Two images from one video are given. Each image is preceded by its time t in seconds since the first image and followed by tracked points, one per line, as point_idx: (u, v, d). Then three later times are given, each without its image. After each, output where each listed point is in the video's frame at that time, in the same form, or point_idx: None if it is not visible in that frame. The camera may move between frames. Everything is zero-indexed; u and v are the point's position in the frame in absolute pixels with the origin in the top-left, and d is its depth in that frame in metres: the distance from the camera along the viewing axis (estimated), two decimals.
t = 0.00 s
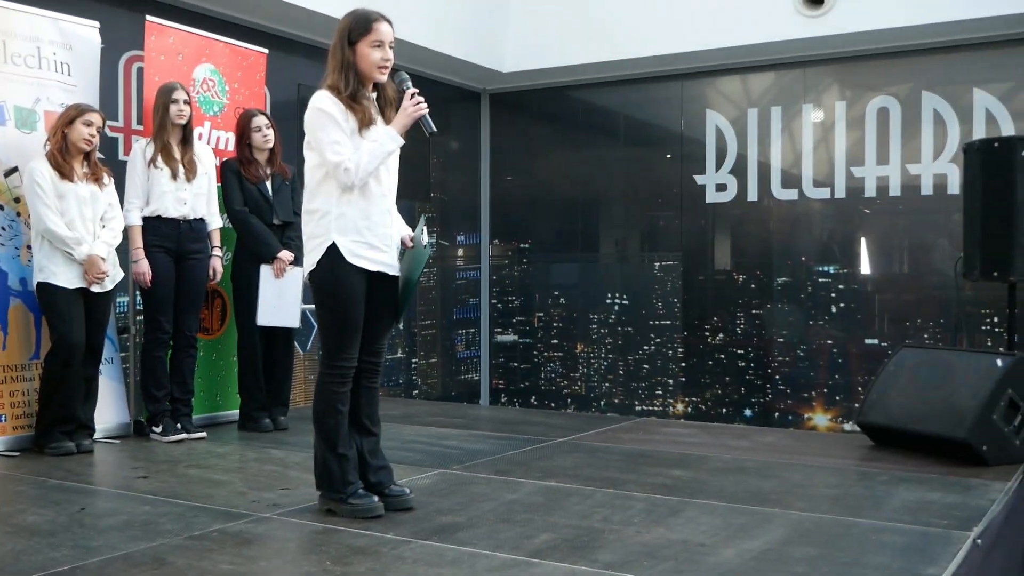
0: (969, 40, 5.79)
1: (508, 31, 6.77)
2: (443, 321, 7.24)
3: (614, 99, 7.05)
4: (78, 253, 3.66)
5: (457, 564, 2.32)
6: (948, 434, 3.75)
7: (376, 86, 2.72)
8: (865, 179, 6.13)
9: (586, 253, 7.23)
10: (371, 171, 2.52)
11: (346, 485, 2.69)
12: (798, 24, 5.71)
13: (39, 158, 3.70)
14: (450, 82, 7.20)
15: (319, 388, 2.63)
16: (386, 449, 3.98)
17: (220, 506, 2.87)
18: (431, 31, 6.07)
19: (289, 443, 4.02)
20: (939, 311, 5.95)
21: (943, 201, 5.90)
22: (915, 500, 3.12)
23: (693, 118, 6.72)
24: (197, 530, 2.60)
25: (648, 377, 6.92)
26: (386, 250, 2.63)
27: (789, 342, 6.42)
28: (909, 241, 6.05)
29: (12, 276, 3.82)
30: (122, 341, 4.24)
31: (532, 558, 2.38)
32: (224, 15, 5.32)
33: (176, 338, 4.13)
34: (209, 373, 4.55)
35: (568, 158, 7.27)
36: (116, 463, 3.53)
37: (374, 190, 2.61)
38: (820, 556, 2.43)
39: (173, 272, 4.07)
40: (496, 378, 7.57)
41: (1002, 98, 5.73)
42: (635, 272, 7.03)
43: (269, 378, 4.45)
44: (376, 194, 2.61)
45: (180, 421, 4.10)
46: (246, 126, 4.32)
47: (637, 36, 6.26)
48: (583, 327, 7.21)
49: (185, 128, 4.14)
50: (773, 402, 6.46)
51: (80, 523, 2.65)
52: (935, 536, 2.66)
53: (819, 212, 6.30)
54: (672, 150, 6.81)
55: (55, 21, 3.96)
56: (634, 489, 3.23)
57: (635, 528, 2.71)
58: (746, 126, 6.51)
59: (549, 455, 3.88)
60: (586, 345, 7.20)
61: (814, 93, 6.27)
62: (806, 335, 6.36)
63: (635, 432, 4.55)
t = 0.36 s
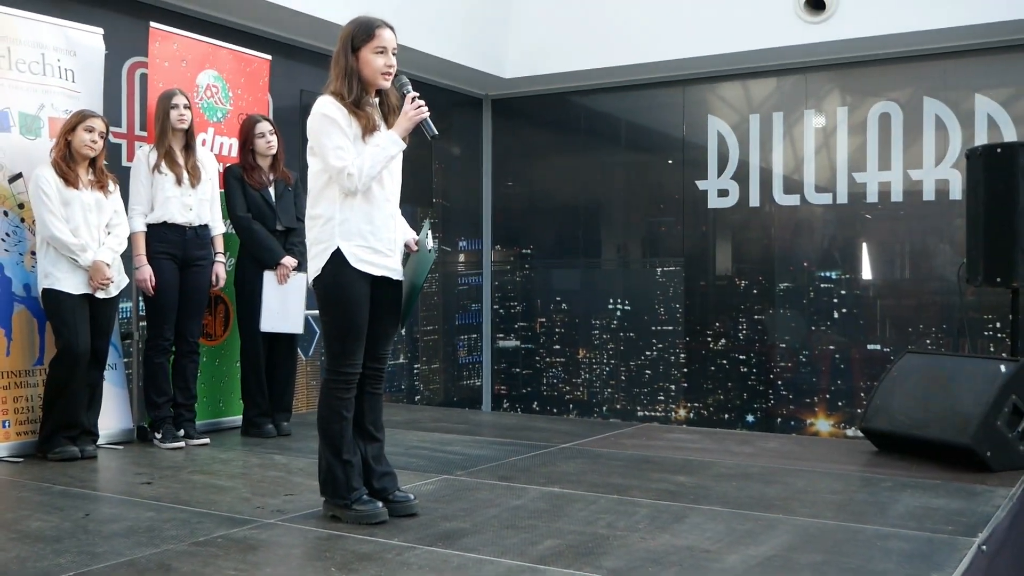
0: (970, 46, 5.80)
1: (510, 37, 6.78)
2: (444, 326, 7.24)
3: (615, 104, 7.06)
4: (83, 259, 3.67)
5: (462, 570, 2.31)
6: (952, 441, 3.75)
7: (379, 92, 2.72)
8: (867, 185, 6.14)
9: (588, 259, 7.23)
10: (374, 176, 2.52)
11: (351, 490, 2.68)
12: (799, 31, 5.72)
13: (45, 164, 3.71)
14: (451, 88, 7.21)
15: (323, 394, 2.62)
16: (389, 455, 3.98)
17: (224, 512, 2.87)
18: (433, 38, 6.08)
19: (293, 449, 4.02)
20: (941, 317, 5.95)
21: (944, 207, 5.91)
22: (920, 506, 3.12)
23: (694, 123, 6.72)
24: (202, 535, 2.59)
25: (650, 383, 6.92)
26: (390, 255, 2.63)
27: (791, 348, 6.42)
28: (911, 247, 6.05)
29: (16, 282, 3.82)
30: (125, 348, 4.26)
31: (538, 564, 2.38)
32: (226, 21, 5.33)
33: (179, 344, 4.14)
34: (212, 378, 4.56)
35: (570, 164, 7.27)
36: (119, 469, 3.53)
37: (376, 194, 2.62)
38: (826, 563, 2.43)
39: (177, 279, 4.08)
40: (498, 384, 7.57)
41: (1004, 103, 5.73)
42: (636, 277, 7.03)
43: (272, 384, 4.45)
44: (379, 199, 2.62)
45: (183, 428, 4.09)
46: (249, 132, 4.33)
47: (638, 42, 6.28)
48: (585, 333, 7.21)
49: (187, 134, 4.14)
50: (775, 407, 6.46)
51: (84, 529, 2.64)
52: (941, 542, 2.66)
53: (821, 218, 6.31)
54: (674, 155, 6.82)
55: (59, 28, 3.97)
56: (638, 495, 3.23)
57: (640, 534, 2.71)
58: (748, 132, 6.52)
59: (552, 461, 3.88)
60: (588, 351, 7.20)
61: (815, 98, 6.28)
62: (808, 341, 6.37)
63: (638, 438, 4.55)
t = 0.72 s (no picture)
0: (972, 57, 5.81)
1: (512, 48, 6.80)
2: (447, 337, 7.24)
3: (617, 116, 7.07)
4: (90, 271, 3.68)
5: None
6: (957, 452, 3.74)
7: (385, 104, 2.73)
8: (869, 196, 6.14)
9: (591, 270, 7.23)
10: (380, 186, 2.52)
11: (355, 503, 2.67)
12: (801, 42, 5.74)
13: (52, 177, 3.72)
14: (454, 100, 7.23)
15: (328, 406, 2.62)
16: (393, 467, 3.97)
17: (228, 524, 2.86)
18: (435, 49, 6.10)
19: (296, 460, 4.02)
20: (945, 327, 5.95)
21: (947, 217, 5.91)
22: (926, 518, 3.11)
23: (697, 134, 6.74)
24: (206, 548, 2.59)
25: (653, 394, 6.91)
26: (394, 266, 2.63)
27: (795, 359, 6.42)
28: (913, 258, 6.05)
29: (21, 294, 3.83)
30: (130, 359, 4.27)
31: None
32: (231, 34, 5.35)
33: (182, 355, 4.14)
34: (215, 390, 4.56)
35: (572, 175, 7.28)
36: (123, 480, 3.52)
37: (381, 205, 2.63)
38: None
39: (182, 291, 4.09)
40: (501, 395, 7.56)
41: (1006, 114, 5.74)
42: (639, 288, 7.03)
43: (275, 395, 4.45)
44: (384, 210, 2.63)
45: (186, 439, 4.08)
46: (254, 143, 4.34)
47: (641, 54, 6.30)
48: (588, 344, 7.21)
49: (192, 145, 4.16)
50: (779, 418, 6.45)
51: (88, 541, 2.64)
52: (948, 555, 2.65)
53: (823, 229, 6.31)
54: (676, 166, 6.83)
55: (65, 40, 3.98)
56: (643, 507, 3.22)
57: (645, 546, 2.70)
58: (750, 143, 6.53)
59: (556, 472, 3.87)
60: (591, 362, 7.19)
61: (817, 109, 6.29)
62: (811, 352, 6.36)
63: (642, 449, 4.54)
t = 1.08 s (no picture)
0: (974, 68, 5.82)
1: (515, 60, 6.83)
2: (450, 348, 7.24)
3: (619, 127, 7.09)
4: (96, 282, 3.69)
5: None
6: (962, 463, 3.74)
7: (391, 116, 2.74)
8: (872, 207, 6.15)
9: (593, 281, 7.24)
10: (385, 198, 2.53)
11: (359, 513, 2.67)
12: (804, 53, 5.75)
13: (58, 187, 3.74)
14: (456, 111, 7.25)
15: (332, 416, 2.62)
16: (397, 478, 3.97)
17: (232, 535, 2.86)
18: (438, 61, 6.12)
19: (299, 471, 4.01)
20: (948, 339, 5.94)
21: (950, 228, 5.91)
22: (931, 530, 3.10)
23: (700, 145, 6.75)
24: (210, 559, 2.58)
25: (656, 405, 6.91)
26: (398, 278, 2.64)
27: (798, 370, 6.41)
28: (916, 269, 6.05)
29: (25, 305, 3.83)
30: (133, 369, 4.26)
31: None
32: (234, 45, 5.38)
33: (186, 366, 4.15)
34: (219, 401, 4.55)
35: (575, 186, 7.30)
36: (126, 491, 3.52)
37: (386, 217, 2.63)
38: None
39: (186, 302, 4.09)
40: (503, 406, 7.55)
41: (1009, 124, 5.75)
42: (641, 299, 7.03)
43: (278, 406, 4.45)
44: (389, 222, 2.63)
45: (189, 450, 4.10)
46: (259, 155, 4.35)
47: (643, 65, 6.32)
48: (591, 355, 7.20)
49: (196, 156, 4.17)
50: (782, 430, 6.44)
51: (92, 552, 2.64)
52: (953, 566, 2.64)
53: (826, 240, 6.31)
54: (678, 177, 6.84)
55: (70, 52, 4.00)
56: (647, 519, 3.21)
57: (649, 557, 2.69)
58: (752, 154, 6.54)
59: (559, 483, 3.86)
60: (594, 373, 7.19)
61: (819, 121, 6.31)
62: (814, 363, 6.36)
63: (646, 460, 4.53)
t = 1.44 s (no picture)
0: (977, 80, 5.83)
1: (519, 72, 6.85)
2: (454, 360, 7.24)
3: (623, 139, 7.11)
4: (101, 293, 3.70)
5: None
6: (969, 475, 3.73)
7: (400, 128, 2.75)
8: (876, 218, 6.15)
9: (597, 292, 7.24)
10: (394, 212, 2.53)
11: (366, 525, 2.66)
12: (808, 65, 5.77)
13: (62, 201, 3.75)
14: (461, 124, 7.28)
15: (339, 427, 2.62)
16: (403, 490, 3.96)
17: (239, 547, 2.86)
18: (443, 73, 6.15)
19: (305, 483, 4.01)
20: (953, 350, 5.93)
21: (954, 239, 5.91)
22: (940, 542, 3.09)
23: (703, 157, 6.77)
24: (218, 571, 2.58)
25: (660, 417, 6.90)
26: (406, 290, 2.65)
27: (802, 382, 6.40)
28: (919, 280, 6.05)
29: (32, 316, 3.84)
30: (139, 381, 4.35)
31: None
32: (240, 58, 5.40)
33: (192, 378, 4.15)
34: (225, 413, 4.56)
35: (578, 198, 7.31)
36: (132, 503, 3.52)
37: (394, 229, 2.64)
38: None
39: (193, 314, 4.09)
40: (507, 418, 7.55)
41: (1012, 136, 5.76)
42: (645, 311, 7.03)
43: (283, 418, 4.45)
44: (397, 234, 2.64)
45: (195, 462, 4.10)
46: (265, 167, 4.37)
47: (646, 77, 6.34)
48: (595, 367, 7.20)
49: (204, 168, 4.18)
50: (787, 441, 6.43)
51: (99, 564, 2.63)
52: None
53: (830, 251, 6.32)
54: (682, 189, 6.85)
55: (78, 65, 4.03)
56: (654, 531, 3.21)
57: (657, 569, 2.69)
58: (756, 166, 6.55)
59: (565, 495, 3.86)
60: (598, 385, 7.19)
61: (822, 132, 6.32)
62: (819, 375, 6.35)
63: (652, 472, 4.52)
